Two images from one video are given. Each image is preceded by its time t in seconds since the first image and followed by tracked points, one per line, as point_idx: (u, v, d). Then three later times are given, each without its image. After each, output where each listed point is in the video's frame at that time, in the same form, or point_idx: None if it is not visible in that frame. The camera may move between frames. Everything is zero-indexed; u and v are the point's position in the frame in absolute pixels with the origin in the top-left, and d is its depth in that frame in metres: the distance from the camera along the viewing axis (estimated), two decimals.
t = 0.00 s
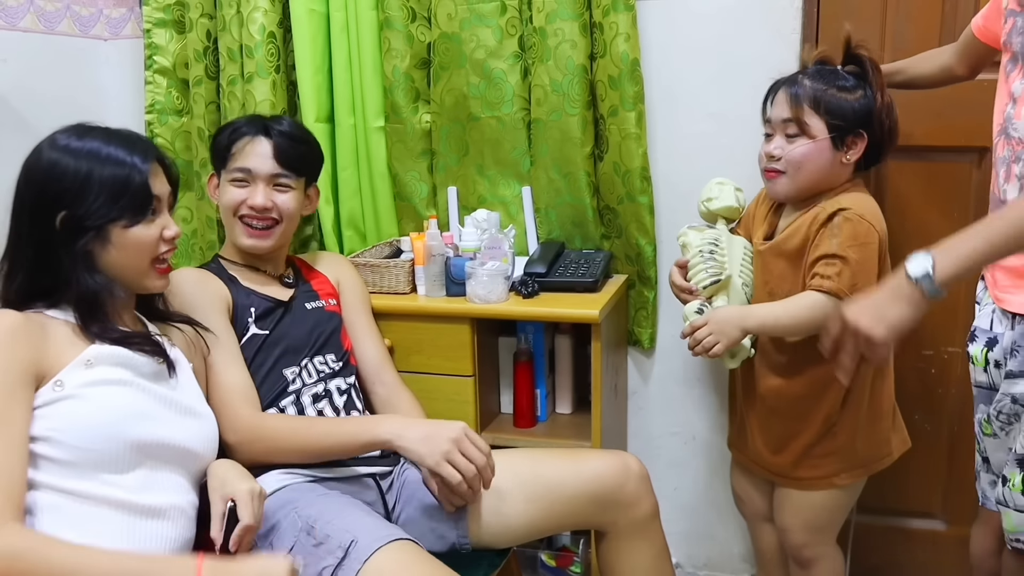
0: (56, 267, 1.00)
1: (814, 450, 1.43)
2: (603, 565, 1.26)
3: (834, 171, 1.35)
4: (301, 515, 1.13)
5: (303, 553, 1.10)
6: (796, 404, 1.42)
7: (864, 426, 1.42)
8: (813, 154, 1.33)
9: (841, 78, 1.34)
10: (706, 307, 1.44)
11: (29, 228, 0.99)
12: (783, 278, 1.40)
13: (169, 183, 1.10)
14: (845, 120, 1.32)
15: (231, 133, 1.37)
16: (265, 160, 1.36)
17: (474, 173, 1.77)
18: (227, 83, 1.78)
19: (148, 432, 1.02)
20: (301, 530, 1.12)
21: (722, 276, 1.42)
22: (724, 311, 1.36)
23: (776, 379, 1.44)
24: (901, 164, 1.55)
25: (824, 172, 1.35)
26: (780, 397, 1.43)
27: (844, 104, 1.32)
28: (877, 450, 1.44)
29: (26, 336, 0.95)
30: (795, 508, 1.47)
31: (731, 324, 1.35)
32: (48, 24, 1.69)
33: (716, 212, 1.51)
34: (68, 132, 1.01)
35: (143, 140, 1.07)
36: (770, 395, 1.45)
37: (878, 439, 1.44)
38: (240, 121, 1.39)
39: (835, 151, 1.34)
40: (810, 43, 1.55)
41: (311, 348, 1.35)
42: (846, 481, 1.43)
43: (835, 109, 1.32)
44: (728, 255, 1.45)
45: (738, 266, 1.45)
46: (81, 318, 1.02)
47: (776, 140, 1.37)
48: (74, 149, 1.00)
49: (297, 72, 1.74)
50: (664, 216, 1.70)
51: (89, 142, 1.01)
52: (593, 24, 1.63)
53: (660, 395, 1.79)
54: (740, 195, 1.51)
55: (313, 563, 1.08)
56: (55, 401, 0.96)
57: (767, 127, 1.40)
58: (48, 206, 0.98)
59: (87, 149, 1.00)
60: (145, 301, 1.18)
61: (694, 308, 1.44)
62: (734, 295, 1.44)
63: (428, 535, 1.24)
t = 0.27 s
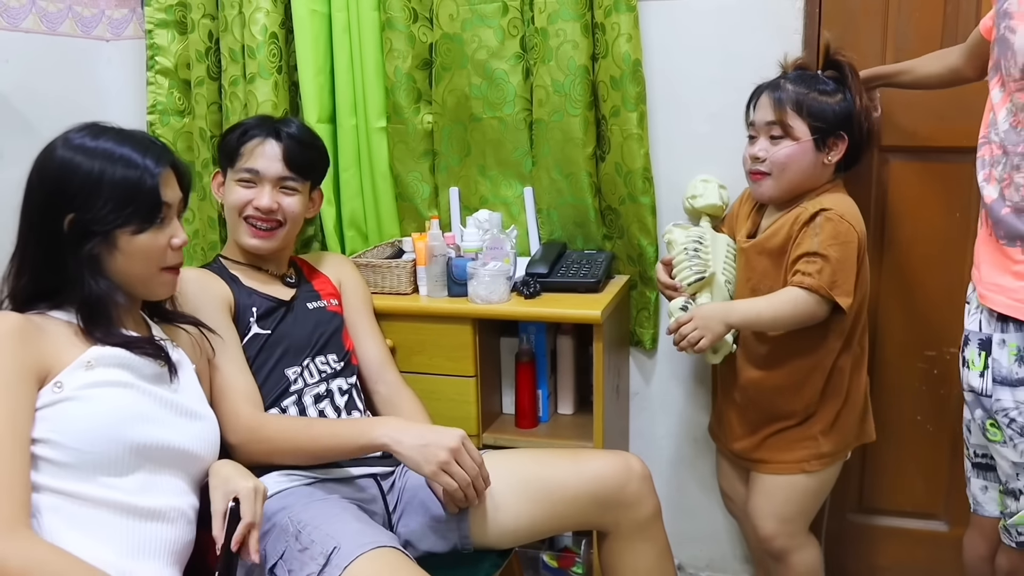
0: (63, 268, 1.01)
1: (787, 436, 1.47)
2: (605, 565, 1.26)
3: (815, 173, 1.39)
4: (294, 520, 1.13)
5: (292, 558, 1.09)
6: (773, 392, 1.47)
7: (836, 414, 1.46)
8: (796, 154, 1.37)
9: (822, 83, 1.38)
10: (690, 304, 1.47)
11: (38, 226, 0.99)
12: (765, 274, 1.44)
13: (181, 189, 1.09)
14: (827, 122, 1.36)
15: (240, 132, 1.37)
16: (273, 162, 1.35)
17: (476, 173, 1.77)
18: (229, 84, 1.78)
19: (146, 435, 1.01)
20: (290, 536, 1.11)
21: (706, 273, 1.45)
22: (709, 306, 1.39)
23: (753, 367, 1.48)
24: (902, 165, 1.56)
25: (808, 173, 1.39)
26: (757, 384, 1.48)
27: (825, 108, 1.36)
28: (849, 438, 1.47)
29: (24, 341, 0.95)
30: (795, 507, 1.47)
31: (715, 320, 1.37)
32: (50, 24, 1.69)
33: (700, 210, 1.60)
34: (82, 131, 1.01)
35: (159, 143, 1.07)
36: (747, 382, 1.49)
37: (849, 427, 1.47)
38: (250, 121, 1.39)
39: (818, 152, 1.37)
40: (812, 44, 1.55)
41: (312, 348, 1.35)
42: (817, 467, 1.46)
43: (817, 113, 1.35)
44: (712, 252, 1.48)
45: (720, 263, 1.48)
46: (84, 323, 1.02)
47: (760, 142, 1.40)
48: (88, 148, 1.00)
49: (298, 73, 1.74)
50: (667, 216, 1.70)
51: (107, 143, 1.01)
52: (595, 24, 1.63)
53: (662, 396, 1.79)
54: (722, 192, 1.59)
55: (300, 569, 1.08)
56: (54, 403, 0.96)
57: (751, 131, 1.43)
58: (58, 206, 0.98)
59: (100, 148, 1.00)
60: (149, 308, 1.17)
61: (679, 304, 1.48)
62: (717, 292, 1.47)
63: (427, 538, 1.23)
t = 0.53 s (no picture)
0: (71, 271, 1.01)
1: (775, 425, 1.48)
2: (608, 565, 1.26)
3: (794, 171, 1.40)
4: (305, 517, 1.13)
5: (307, 555, 1.09)
6: (762, 382, 1.48)
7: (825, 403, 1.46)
8: (771, 156, 1.38)
9: (796, 82, 1.38)
10: (684, 303, 1.48)
11: (43, 232, 0.99)
12: (755, 269, 1.45)
13: (180, 178, 1.09)
14: (799, 122, 1.36)
15: (243, 133, 1.37)
16: (277, 162, 1.35)
17: (479, 173, 1.77)
18: (232, 84, 1.78)
19: (150, 437, 1.01)
20: (302, 533, 1.11)
21: (700, 271, 1.47)
22: (700, 306, 1.40)
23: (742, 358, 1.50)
24: (906, 165, 1.55)
25: (785, 171, 1.39)
26: (745, 375, 1.49)
27: (798, 108, 1.36)
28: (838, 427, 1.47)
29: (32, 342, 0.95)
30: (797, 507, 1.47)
31: (709, 319, 1.38)
32: (53, 25, 1.69)
33: (690, 203, 1.61)
34: (78, 131, 1.01)
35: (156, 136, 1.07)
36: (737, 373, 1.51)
37: (838, 416, 1.47)
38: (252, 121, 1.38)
39: (793, 152, 1.38)
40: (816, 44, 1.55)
41: (316, 348, 1.35)
42: (805, 455, 1.46)
43: (789, 113, 1.36)
44: (704, 250, 1.49)
45: (712, 260, 1.49)
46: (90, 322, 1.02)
47: (739, 146, 1.42)
48: (85, 148, 0.99)
49: (302, 72, 1.75)
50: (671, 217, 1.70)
51: (104, 141, 1.01)
52: (598, 25, 1.62)
53: (665, 396, 1.79)
54: (713, 184, 1.60)
55: (315, 566, 1.08)
56: (57, 406, 0.96)
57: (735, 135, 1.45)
58: (58, 208, 0.98)
59: (97, 147, 1.00)
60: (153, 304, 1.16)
61: (672, 305, 1.48)
62: (709, 290, 1.49)
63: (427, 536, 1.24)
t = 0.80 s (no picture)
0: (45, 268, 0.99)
1: (762, 422, 1.48)
2: (612, 564, 1.26)
3: (793, 172, 1.40)
4: (302, 517, 1.13)
5: (302, 556, 1.09)
6: (752, 379, 1.48)
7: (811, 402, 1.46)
8: (770, 157, 1.38)
9: (796, 84, 1.38)
10: (673, 308, 1.48)
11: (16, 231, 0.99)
12: (749, 266, 1.45)
13: (148, 164, 1.07)
14: (799, 124, 1.36)
15: (255, 136, 1.36)
16: (295, 162, 1.36)
17: (483, 172, 1.77)
18: (236, 83, 1.79)
19: (156, 440, 1.01)
20: (298, 535, 1.11)
21: (688, 274, 1.47)
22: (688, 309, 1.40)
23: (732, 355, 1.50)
24: (910, 163, 1.55)
25: (783, 173, 1.39)
26: (734, 371, 1.51)
27: (797, 109, 1.36)
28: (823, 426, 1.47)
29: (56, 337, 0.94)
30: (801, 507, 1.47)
31: (695, 324, 1.38)
32: (58, 24, 1.69)
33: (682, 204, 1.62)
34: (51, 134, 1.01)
35: (117, 129, 1.06)
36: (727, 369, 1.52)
37: (824, 415, 1.46)
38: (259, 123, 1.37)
39: (791, 154, 1.38)
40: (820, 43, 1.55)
41: (320, 347, 1.35)
42: (788, 453, 1.46)
43: (788, 114, 1.36)
44: (693, 251, 1.49)
45: (702, 262, 1.48)
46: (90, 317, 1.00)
47: (738, 146, 1.42)
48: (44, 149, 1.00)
49: (306, 71, 1.75)
50: (675, 215, 1.70)
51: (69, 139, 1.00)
52: (602, 23, 1.62)
53: (669, 395, 1.79)
54: (703, 183, 1.61)
55: (309, 567, 1.08)
56: (72, 404, 0.96)
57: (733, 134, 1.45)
58: (24, 207, 0.98)
59: (51, 145, 1.00)
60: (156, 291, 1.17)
61: (661, 310, 1.48)
62: (701, 292, 1.48)
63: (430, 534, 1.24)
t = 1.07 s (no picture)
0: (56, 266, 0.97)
1: (768, 427, 1.48)
2: (615, 564, 1.26)
3: (796, 171, 1.39)
4: (313, 515, 1.13)
5: (314, 553, 1.09)
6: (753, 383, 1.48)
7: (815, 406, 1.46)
8: (775, 155, 1.37)
9: (798, 84, 1.38)
10: (672, 307, 1.47)
11: (24, 229, 0.99)
12: (747, 270, 1.45)
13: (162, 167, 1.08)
14: (804, 123, 1.36)
15: (270, 136, 1.36)
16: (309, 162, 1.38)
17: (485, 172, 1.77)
18: (239, 83, 1.79)
19: (162, 434, 1.00)
20: (308, 531, 1.11)
21: (689, 275, 1.46)
22: (686, 308, 1.40)
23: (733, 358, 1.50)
24: (913, 163, 1.55)
25: (787, 172, 1.39)
26: (736, 374, 1.50)
27: (802, 108, 1.36)
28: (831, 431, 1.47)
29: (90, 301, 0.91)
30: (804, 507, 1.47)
31: (693, 324, 1.38)
32: (62, 25, 1.69)
33: (682, 205, 1.61)
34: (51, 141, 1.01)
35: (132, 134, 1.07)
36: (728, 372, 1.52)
37: (831, 420, 1.46)
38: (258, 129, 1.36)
39: (796, 152, 1.37)
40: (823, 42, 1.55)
41: (323, 347, 1.35)
42: (797, 459, 1.46)
43: (793, 113, 1.35)
44: (693, 252, 1.48)
45: (703, 263, 1.48)
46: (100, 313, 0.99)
47: (740, 144, 1.41)
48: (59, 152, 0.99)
49: (309, 71, 1.75)
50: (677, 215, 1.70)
51: (69, 148, 1.00)
52: (605, 23, 1.62)
53: (673, 395, 1.79)
54: (704, 185, 1.60)
55: (322, 565, 1.08)
56: (78, 392, 0.95)
57: (733, 132, 1.44)
58: (40, 205, 0.98)
59: (68, 146, 1.00)
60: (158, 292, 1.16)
61: (661, 309, 1.47)
62: (700, 292, 1.48)
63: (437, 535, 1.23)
